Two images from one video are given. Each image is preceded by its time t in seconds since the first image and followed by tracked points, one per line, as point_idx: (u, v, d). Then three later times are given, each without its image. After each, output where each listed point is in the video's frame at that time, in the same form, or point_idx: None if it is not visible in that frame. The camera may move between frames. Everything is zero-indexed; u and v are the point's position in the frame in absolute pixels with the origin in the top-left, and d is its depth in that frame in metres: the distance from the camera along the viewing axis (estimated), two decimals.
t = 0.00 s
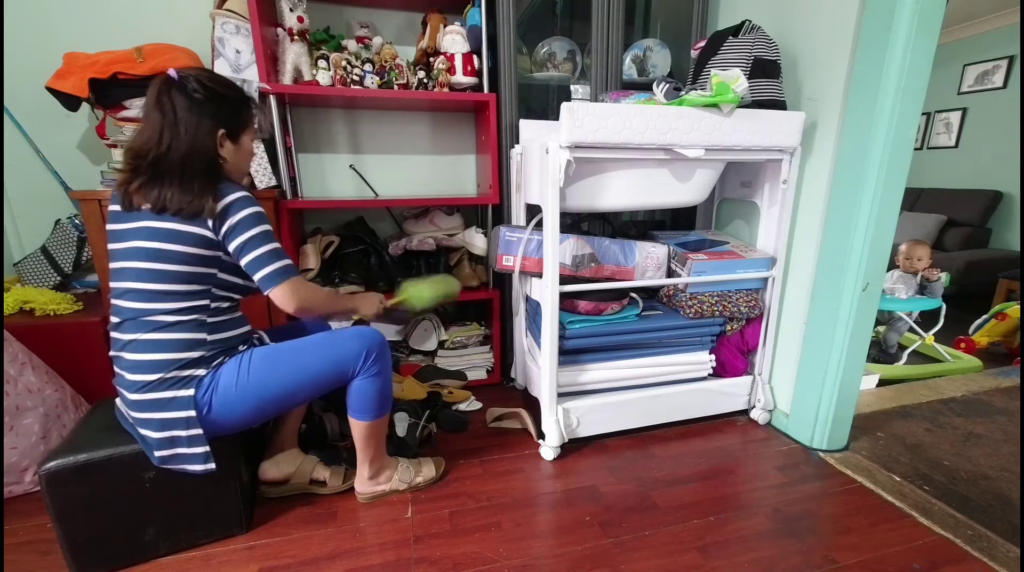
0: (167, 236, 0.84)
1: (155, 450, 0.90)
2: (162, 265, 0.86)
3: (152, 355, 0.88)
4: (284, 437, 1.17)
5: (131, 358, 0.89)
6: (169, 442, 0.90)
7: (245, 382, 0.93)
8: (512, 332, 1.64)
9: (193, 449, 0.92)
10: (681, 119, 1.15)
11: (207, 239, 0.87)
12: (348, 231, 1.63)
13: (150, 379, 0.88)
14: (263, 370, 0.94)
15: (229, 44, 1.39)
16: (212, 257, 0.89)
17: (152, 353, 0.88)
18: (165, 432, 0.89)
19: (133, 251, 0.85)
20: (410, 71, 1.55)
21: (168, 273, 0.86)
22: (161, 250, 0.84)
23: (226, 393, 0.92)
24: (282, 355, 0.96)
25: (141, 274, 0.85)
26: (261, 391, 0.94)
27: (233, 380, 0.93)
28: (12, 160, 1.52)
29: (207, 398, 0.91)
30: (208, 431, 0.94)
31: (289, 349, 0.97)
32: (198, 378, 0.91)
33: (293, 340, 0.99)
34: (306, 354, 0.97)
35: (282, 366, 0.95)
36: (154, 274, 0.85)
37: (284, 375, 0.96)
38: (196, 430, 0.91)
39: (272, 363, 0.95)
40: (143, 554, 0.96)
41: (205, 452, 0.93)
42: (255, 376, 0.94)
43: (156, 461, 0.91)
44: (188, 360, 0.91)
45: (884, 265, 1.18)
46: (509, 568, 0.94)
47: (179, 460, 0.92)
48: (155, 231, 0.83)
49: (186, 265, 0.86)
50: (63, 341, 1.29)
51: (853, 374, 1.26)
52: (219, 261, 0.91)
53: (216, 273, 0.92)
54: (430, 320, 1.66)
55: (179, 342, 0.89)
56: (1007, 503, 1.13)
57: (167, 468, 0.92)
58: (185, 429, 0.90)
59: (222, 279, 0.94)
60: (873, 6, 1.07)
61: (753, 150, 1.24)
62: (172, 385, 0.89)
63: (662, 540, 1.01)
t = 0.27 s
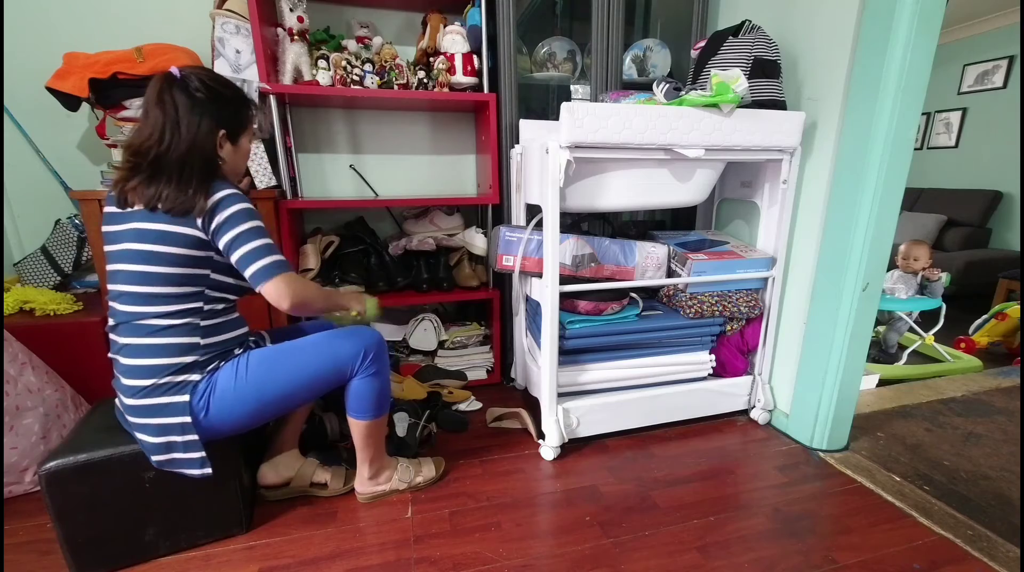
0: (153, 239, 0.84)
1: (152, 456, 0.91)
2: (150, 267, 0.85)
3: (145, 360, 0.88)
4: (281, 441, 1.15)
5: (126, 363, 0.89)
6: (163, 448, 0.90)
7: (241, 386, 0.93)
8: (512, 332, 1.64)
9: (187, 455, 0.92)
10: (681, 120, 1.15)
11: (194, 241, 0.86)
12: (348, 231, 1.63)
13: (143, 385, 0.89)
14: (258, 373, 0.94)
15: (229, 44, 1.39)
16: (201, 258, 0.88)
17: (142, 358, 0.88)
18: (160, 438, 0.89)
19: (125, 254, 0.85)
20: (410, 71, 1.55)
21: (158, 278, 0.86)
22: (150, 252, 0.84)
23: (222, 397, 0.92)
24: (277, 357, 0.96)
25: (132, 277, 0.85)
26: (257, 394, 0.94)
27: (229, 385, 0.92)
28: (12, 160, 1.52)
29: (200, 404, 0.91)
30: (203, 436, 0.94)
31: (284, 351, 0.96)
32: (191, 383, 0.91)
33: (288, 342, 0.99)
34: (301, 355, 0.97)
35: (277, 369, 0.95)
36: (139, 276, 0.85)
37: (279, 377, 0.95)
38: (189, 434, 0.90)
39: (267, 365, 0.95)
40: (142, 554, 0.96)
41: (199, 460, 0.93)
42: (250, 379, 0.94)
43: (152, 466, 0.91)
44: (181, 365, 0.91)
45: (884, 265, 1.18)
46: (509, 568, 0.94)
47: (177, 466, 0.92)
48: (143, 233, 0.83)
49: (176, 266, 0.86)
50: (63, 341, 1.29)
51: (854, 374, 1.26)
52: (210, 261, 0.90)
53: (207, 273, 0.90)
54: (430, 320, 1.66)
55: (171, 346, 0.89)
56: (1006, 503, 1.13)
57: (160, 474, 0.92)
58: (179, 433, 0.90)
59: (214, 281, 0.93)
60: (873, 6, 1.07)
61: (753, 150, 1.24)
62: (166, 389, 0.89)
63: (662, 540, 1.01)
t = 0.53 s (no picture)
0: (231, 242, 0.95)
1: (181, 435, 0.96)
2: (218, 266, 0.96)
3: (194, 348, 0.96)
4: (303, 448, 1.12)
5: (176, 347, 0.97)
6: (190, 428, 0.96)
7: (267, 377, 1.00)
8: (512, 332, 1.64)
9: (215, 429, 0.97)
10: (681, 120, 1.15)
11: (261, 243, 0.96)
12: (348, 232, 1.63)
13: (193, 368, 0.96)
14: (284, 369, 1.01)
15: (229, 44, 1.39)
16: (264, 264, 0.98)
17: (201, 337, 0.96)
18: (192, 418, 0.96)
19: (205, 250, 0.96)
20: (410, 71, 1.55)
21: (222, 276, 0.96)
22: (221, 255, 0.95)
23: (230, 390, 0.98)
24: (304, 356, 1.04)
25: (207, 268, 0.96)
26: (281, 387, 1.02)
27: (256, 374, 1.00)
28: (12, 160, 1.52)
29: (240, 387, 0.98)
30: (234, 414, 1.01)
31: (312, 351, 1.05)
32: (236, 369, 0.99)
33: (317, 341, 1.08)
34: (327, 357, 1.06)
35: (302, 367, 1.03)
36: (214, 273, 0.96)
37: (302, 374, 1.03)
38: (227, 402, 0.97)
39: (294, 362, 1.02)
40: (149, 540, 0.99)
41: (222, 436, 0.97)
42: (277, 372, 1.01)
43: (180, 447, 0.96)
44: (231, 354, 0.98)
45: (884, 265, 1.18)
46: (509, 568, 0.94)
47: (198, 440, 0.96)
48: (220, 233, 0.95)
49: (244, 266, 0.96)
50: (64, 340, 1.29)
51: (854, 374, 1.26)
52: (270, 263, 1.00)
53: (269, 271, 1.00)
54: (430, 320, 1.65)
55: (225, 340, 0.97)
56: (1006, 503, 1.13)
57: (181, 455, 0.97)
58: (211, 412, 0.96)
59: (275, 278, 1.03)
60: (874, 6, 1.07)
61: (753, 150, 1.24)
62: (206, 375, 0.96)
63: (662, 540, 1.01)
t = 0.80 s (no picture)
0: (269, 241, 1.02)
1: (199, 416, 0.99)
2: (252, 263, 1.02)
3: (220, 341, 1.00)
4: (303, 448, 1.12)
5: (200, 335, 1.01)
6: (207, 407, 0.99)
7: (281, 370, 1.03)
8: (512, 332, 1.64)
9: (230, 407, 1.00)
10: (681, 120, 1.15)
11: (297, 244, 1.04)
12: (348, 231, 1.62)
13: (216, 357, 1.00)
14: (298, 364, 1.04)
15: (229, 44, 1.38)
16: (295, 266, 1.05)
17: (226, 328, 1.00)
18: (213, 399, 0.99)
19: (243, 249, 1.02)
20: (410, 71, 1.55)
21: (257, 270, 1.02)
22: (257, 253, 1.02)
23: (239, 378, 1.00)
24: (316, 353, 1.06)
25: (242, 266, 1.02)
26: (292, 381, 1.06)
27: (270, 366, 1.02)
28: (13, 160, 1.52)
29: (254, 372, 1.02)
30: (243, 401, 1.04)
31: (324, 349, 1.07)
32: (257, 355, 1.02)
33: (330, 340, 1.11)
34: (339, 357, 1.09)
35: (315, 364, 1.06)
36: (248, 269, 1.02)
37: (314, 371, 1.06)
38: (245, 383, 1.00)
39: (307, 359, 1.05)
40: (154, 534, 1.00)
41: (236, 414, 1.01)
42: (285, 367, 1.03)
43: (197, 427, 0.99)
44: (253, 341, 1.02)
45: (884, 265, 1.17)
46: (509, 568, 0.94)
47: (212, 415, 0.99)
48: (262, 236, 1.02)
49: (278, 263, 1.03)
50: (63, 340, 1.29)
51: (854, 374, 1.26)
52: (306, 264, 1.07)
53: (306, 273, 1.08)
54: (430, 320, 1.65)
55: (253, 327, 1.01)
56: (1006, 503, 1.13)
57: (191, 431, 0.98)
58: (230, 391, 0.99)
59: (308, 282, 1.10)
60: (874, 6, 1.07)
61: (753, 150, 1.24)
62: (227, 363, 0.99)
63: (662, 540, 1.01)
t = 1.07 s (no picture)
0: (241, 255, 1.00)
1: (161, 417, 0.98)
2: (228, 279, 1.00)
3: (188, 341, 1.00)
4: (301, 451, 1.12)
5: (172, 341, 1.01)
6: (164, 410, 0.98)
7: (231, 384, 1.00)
8: (512, 332, 1.64)
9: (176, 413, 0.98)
10: (681, 120, 1.15)
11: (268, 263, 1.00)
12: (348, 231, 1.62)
13: (179, 357, 1.00)
14: (251, 377, 1.01)
15: (229, 43, 1.38)
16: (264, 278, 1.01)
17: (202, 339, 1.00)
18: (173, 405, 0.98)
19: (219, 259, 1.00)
20: (410, 71, 1.55)
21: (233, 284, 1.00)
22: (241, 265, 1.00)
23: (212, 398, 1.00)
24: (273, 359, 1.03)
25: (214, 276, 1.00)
26: (250, 395, 1.02)
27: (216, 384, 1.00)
28: (13, 160, 1.52)
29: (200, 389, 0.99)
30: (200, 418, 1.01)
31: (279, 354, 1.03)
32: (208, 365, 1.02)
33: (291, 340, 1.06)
34: (294, 360, 1.04)
35: (272, 373, 1.02)
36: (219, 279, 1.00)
37: (268, 382, 1.02)
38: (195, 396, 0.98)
39: (261, 368, 1.01)
40: (153, 535, 1.00)
41: (182, 430, 0.98)
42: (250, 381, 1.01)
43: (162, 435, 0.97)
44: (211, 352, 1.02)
45: (884, 265, 1.18)
46: (509, 568, 0.94)
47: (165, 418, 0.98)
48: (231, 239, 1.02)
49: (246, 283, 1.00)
50: (63, 340, 1.29)
51: (854, 374, 1.26)
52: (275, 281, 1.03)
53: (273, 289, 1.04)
54: (430, 320, 1.66)
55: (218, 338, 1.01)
56: (1006, 503, 1.13)
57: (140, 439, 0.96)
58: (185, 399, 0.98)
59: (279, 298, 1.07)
60: (874, 6, 1.07)
61: (753, 150, 1.24)
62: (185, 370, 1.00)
63: (662, 540, 1.01)
